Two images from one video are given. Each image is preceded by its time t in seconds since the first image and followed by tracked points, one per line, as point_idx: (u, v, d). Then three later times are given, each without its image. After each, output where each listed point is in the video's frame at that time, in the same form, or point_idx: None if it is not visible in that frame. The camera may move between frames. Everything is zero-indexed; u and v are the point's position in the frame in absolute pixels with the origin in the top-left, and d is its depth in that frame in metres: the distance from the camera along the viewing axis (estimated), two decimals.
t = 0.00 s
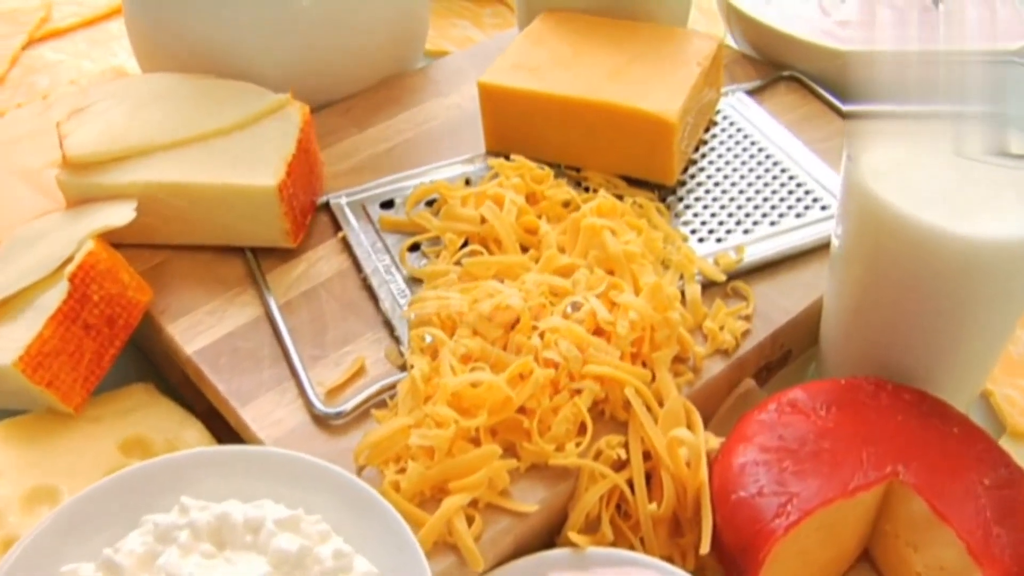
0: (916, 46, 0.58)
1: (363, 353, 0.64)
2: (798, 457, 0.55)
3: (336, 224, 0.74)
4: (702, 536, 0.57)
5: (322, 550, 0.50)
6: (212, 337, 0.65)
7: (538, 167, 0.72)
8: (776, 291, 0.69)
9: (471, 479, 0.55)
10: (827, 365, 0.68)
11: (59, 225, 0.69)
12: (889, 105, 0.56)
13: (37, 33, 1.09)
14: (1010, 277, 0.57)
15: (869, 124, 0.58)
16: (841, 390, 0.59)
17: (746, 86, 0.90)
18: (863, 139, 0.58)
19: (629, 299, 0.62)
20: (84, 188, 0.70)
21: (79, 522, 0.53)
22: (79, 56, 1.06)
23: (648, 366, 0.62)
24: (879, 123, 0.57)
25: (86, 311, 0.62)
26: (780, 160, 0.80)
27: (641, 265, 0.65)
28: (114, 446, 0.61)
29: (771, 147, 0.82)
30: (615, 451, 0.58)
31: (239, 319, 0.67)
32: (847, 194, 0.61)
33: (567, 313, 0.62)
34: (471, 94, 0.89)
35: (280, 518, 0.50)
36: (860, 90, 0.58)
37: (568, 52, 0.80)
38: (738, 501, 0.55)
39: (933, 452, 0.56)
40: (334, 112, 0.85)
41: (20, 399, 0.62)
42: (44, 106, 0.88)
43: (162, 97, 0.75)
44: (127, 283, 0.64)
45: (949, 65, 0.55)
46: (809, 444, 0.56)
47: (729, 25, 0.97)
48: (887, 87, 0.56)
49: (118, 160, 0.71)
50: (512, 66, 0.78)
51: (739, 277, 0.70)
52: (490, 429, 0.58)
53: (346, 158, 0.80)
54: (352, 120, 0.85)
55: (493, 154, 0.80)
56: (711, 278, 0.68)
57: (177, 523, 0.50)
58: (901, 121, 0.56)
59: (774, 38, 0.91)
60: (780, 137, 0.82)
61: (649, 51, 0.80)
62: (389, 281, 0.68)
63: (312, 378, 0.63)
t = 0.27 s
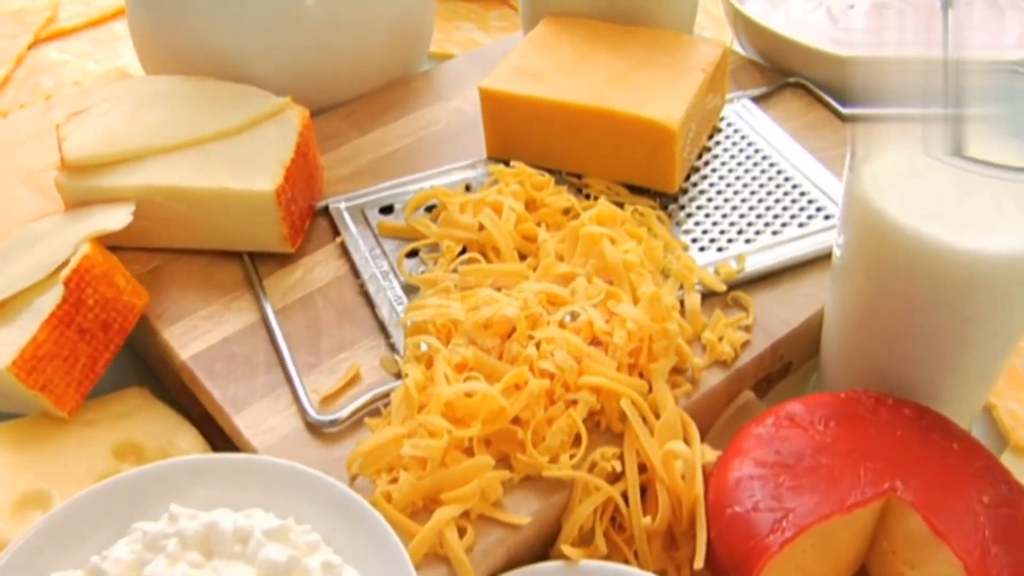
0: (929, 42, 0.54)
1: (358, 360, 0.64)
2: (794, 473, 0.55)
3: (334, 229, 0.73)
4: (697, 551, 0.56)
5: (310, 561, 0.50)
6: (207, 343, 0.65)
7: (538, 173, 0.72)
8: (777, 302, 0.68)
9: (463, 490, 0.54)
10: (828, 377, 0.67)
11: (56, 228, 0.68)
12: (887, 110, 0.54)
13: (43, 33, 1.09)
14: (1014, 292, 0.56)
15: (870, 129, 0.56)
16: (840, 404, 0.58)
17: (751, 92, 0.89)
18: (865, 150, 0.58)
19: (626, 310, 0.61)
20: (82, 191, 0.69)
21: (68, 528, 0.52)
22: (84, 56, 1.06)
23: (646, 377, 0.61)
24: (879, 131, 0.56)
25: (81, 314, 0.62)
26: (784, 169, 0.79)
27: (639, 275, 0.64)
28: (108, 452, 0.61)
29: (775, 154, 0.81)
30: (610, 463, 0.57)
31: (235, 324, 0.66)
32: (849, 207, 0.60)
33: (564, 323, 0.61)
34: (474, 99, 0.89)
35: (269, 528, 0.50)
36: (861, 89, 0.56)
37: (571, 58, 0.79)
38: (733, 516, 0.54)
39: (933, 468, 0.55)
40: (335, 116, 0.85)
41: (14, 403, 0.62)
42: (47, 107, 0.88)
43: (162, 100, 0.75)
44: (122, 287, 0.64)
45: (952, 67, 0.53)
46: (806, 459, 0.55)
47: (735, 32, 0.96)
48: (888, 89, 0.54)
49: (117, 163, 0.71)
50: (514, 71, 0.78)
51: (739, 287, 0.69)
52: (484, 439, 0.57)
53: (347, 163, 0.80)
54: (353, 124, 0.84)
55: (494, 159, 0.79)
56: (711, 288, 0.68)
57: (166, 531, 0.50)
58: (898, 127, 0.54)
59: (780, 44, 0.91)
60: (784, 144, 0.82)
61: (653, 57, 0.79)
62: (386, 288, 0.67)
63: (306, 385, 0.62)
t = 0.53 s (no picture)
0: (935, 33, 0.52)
1: (353, 368, 0.63)
2: (790, 489, 0.54)
3: (333, 234, 0.73)
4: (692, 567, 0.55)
5: (298, 572, 0.50)
6: (203, 348, 0.65)
7: (538, 181, 0.71)
8: (778, 314, 0.67)
9: (455, 502, 0.54)
10: (828, 390, 0.67)
11: (54, 231, 0.68)
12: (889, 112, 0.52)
13: (50, 33, 1.09)
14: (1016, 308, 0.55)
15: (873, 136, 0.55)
16: (838, 419, 0.58)
17: (756, 100, 0.88)
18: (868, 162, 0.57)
19: (624, 320, 0.60)
20: (80, 194, 0.69)
21: (57, 535, 0.53)
22: (90, 56, 1.06)
23: (642, 389, 0.60)
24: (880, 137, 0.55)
25: (75, 319, 0.62)
26: (788, 177, 0.78)
27: (637, 285, 0.64)
28: (101, 458, 0.61)
29: (779, 163, 0.80)
30: (604, 476, 0.56)
31: (231, 330, 0.66)
32: (852, 220, 0.59)
33: (561, 333, 0.61)
34: (477, 103, 0.88)
35: (258, 539, 0.50)
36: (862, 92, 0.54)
37: (573, 64, 0.79)
38: (727, 532, 0.53)
39: (931, 486, 0.54)
40: (338, 120, 0.85)
41: (8, 406, 0.62)
42: (50, 108, 0.88)
43: (162, 103, 0.75)
44: (118, 292, 0.64)
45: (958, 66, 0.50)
46: (802, 475, 0.55)
47: (742, 38, 0.96)
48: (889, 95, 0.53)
49: (116, 166, 0.70)
50: (517, 77, 0.77)
51: (740, 297, 0.68)
52: (477, 450, 0.57)
53: (347, 167, 0.80)
54: (355, 127, 0.84)
55: (496, 165, 0.79)
56: (711, 298, 0.67)
57: (154, 540, 0.50)
58: (898, 130, 0.53)
59: (787, 51, 0.90)
60: (789, 153, 0.81)
61: (656, 64, 0.79)
62: (383, 295, 0.67)
63: (301, 392, 0.62)
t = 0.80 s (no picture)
0: (929, 45, 0.53)
1: (348, 376, 0.63)
2: (785, 505, 0.53)
3: (331, 239, 0.73)
4: None
5: None
6: (198, 354, 0.65)
7: (538, 188, 0.71)
8: (779, 325, 0.66)
9: (446, 514, 0.53)
10: (828, 403, 0.66)
11: (51, 234, 0.68)
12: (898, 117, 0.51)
13: (56, 33, 1.09)
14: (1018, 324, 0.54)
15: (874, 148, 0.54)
16: (836, 435, 0.57)
17: (761, 107, 0.87)
18: (868, 174, 0.56)
19: (621, 331, 0.60)
20: (78, 197, 0.69)
21: (47, 542, 0.52)
22: (94, 56, 1.06)
23: (639, 401, 0.60)
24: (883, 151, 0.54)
25: (70, 324, 0.61)
26: (792, 186, 0.78)
27: (636, 296, 0.63)
28: (94, 463, 0.61)
29: (783, 171, 0.79)
30: (598, 489, 0.56)
31: (227, 336, 0.66)
32: (852, 232, 0.58)
33: (557, 343, 0.60)
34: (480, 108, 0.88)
35: (246, 549, 0.50)
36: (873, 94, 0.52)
37: (576, 70, 0.78)
38: (721, 548, 0.53)
39: (930, 504, 0.54)
40: (339, 123, 0.84)
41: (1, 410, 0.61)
42: (52, 109, 0.88)
43: (162, 106, 0.75)
44: (113, 296, 0.64)
45: (963, 76, 0.51)
46: (799, 492, 0.54)
47: (748, 45, 0.95)
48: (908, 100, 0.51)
49: (114, 169, 0.70)
50: (518, 83, 0.77)
51: (739, 308, 0.67)
52: (471, 462, 0.56)
53: (348, 172, 0.79)
54: (357, 131, 0.84)
55: (496, 171, 0.78)
56: (711, 309, 0.66)
57: (141, 549, 0.50)
58: (905, 140, 0.52)
59: (794, 59, 0.89)
60: (793, 161, 0.80)
61: (660, 71, 0.78)
62: (380, 302, 0.66)
63: (295, 400, 0.62)
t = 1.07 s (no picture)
0: (919, 53, 0.55)
1: (344, 383, 0.63)
2: (781, 520, 0.53)
3: (330, 244, 0.72)
4: None
5: None
6: (193, 359, 0.64)
7: (537, 195, 0.70)
8: (779, 336, 0.66)
9: (438, 524, 0.53)
10: (828, 415, 0.65)
11: (49, 236, 0.68)
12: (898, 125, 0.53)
13: (61, 33, 1.09)
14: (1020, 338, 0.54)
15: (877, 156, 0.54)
16: (835, 448, 0.56)
17: (766, 113, 0.86)
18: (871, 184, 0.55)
19: (617, 341, 0.59)
20: (76, 200, 0.69)
21: (38, 548, 0.52)
22: (99, 56, 1.06)
23: (635, 412, 0.59)
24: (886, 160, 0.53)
25: (65, 327, 0.61)
26: (795, 194, 0.77)
27: (634, 305, 0.62)
28: (88, 467, 0.61)
29: (786, 179, 0.78)
30: (592, 501, 0.55)
31: (223, 340, 0.65)
32: (851, 243, 0.58)
33: (553, 353, 0.60)
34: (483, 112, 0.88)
35: (235, 558, 0.50)
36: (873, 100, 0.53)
37: (578, 75, 0.78)
38: (715, 563, 0.52)
39: (928, 520, 0.53)
40: (340, 126, 0.84)
41: None
42: (55, 109, 0.88)
43: (162, 108, 0.74)
44: (109, 300, 0.63)
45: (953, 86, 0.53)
46: (795, 506, 0.53)
47: (754, 50, 0.94)
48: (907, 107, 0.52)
49: (112, 171, 0.70)
50: (519, 87, 0.76)
51: (739, 318, 0.67)
52: (464, 471, 0.56)
53: (348, 176, 0.79)
54: (358, 135, 0.83)
55: (497, 176, 0.78)
56: (711, 319, 0.66)
57: (131, 557, 0.50)
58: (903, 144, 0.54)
59: (803, 67, 0.88)
60: (796, 169, 0.79)
61: (663, 77, 0.77)
62: (377, 308, 0.66)
63: (289, 407, 0.61)
